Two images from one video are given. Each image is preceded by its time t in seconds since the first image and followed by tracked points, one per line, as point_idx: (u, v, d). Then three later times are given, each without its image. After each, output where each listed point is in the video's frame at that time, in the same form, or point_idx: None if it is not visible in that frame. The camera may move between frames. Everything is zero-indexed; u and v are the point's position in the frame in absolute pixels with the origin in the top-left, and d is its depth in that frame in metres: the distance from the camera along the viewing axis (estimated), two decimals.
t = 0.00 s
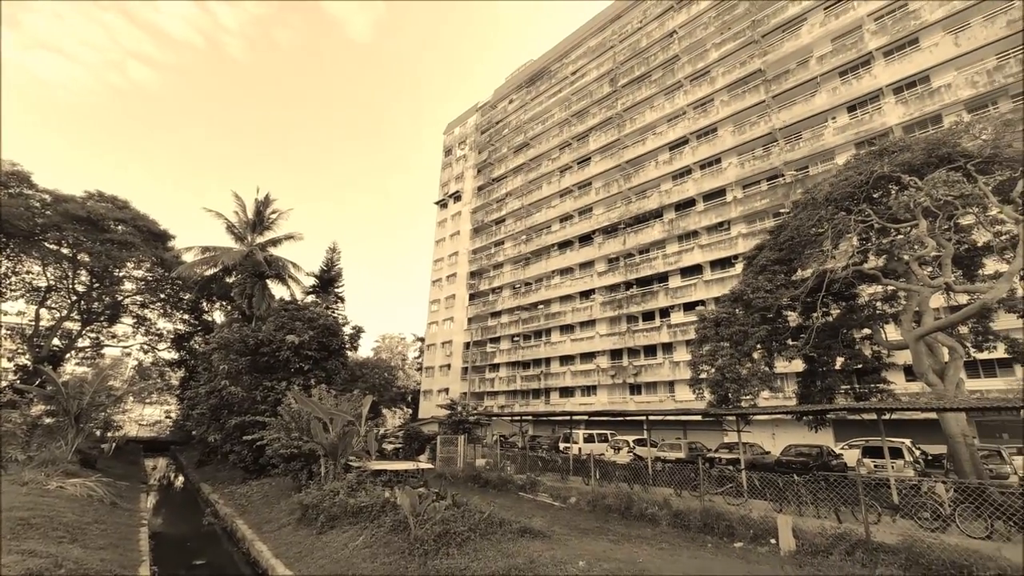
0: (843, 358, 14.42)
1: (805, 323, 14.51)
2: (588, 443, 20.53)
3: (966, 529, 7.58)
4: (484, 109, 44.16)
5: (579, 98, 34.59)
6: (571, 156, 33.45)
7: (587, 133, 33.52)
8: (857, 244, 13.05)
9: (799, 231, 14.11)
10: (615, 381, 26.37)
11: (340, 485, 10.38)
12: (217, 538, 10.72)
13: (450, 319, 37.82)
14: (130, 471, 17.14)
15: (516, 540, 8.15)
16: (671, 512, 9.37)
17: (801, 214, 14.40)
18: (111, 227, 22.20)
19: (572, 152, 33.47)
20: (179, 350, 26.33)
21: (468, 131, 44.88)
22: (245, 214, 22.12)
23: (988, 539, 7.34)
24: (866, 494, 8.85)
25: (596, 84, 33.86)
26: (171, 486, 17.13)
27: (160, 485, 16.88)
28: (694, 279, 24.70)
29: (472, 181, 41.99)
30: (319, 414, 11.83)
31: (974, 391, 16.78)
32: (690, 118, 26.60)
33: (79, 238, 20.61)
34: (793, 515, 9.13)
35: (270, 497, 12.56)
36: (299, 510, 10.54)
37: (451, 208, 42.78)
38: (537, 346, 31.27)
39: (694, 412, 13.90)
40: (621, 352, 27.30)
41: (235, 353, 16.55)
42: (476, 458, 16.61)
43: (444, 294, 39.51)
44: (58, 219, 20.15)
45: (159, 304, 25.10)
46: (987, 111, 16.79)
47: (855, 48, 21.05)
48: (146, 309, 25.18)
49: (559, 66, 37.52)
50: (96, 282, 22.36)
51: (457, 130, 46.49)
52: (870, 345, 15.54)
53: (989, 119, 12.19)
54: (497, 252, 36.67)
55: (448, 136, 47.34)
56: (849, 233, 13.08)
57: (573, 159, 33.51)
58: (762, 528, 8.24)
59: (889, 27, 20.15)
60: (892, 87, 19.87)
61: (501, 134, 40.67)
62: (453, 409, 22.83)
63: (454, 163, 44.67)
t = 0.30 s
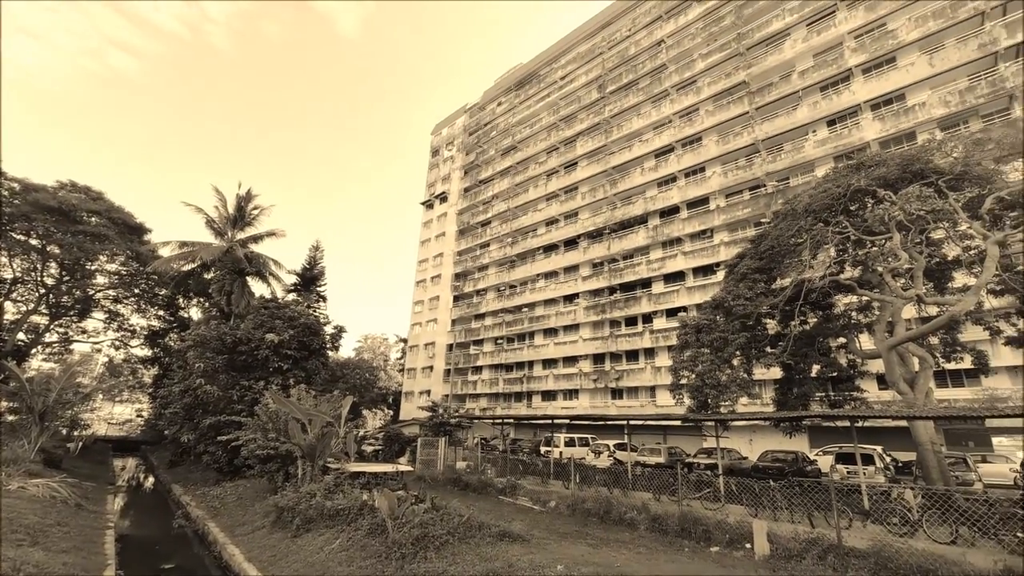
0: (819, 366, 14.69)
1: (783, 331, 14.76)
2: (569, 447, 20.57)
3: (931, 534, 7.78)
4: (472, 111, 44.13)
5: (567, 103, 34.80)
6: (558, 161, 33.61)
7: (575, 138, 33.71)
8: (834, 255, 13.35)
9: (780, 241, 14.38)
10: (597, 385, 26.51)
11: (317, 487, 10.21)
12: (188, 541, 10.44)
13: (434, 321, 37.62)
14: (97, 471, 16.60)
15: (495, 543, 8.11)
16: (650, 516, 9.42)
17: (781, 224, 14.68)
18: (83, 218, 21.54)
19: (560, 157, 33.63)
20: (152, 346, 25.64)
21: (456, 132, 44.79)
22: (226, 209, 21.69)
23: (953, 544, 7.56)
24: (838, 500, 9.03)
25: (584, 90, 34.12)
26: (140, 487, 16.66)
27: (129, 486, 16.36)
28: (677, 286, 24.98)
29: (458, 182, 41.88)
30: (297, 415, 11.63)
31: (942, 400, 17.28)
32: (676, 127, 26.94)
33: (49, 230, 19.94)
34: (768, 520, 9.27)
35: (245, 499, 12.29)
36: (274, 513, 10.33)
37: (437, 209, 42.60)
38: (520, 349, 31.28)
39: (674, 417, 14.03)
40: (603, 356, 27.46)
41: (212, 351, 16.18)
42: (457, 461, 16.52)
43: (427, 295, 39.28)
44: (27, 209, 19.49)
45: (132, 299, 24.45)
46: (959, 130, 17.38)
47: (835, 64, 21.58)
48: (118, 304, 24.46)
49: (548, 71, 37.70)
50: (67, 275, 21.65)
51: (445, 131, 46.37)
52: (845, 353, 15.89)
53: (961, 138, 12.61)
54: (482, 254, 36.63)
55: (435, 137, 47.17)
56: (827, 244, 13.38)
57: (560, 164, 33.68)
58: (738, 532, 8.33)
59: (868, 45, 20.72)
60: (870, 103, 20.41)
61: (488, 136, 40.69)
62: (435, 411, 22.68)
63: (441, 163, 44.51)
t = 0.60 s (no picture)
0: (793, 369, 15.02)
1: (760, 335, 15.05)
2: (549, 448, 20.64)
3: (896, 533, 8.04)
4: (457, 110, 43.99)
5: (552, 106, 34.95)
6: (543, 162, 33.72)
7: (560, 140, 33.88)
8: (809, 262, 13.68)
9: (757, 247, 14.68)
10: (578, 387, 26.66)
11: (292, 489, 10.04)
12: (155, 544, 10.14)
13: (415, 320, 37.35)
14: (60, 472, 16.00)
15: (473, 545, 8.08)
16: (627, 517, 9.50)
17: (759, 230, 14.99)
18: (49, 209, 20.78)
19: (544, 158, 33.74)
20: (121, 343, 24.85)
21: (440, 131, 44.59)
22: (202, 203, 21.18)
23: (918, 544, 7.80)
24: (810, 500, 9.22)
25: (569, 93, 34.33)
26: (105, 488, 16.11)
27: (93, 488, 15.80)
28: (657, 289, 25.28)
29: (442, 181, 41.70)
30: (273, 414, 11.42)
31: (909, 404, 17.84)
32: (659, 132, 27.30)
33: (12, 220, 19.17)
34: (742, 520, 9.44)
35: (216, 500, 12.00)
36: (247, 515, 10.12)
37: (420, 208, 42.32)
38: (502, 350, 31.28)
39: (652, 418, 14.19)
40: (584, 358, 27.63)
41: (184, 348, 15.78)
42: (436, 462, 16.41)
43: (409, 294, 38.98)
44: None
45: (100, 294, 23.62)
46: (928, 144, 18.03)
47: (813, 76, 22.14)
48: (86, 298, 23.62)
49: (534, 73, 37.82)
50: (30, 268, 20.82)
51: (430, 130, 46.11)
52: (818, 358, 16.28)
53: (930, 151, 13.06)
54: (465, 254, 36.53)
55: (420, 135, 46.86)
56: (803, 251, 13.70)
57: (544, 166, 33.81)
58: (713, 533, 8.44)
59: (844, 58, 21.30)
60: (846, 115, 20.98)
61: (473, 137, 40.62)
62: (415, 412, 22.51)
63: (425, 162, 44.25)
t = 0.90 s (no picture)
0: (773, 374, 15.26)
1: (741, 340, 15.27)
2: (534, 452, 20.62)
3: (872, 534, 8.22)
4: (445, 113, 43.95)
5: (539, 110, 35.13)
6: (529, 166, 33.83)
7: (547, 145, 34.05)
8: (789, 268, 13.95)
9: (739, 253, 14.93)
10: (562, 391, 26.72)
11: (272, 494, 9.86)
12: (126, 552, 9.85)
13: (400, 323, 37.09)
14: (26, 478, 15.45)
15: (455, 549, 8.02)
16: (610, 520, 9.54)
17: (741, 237, 15.25)
18: (19, 206, 20.19)
19: (531, 163, 33.85)
20: (94, 344, 24.16)
21: (427, 134, 44.48)
22: (181, 201, 20.78)
23: (892, 545, 7.99)
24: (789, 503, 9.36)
25: (557, 98, 34.55)
26: (75, 494, 15.60)
27: (62, 494, 15.29)
28: (642, 294, 25.50)
29: (428, 184, 41.55)
30: (252, 418, 11.22)
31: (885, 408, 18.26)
32: (645, 139, 27.62)
33: None
34: (723, 523, 9.54)
35: (192, 506, 11.73)
36: (224, 521, 9.90)
37: (406, 210, 42.10)
38: (487, 353, 31.22)
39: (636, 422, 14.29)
40: (569, 362, 27.71)
41: (161, 350, 15.42)
42: (419, 466, 16.27)
43: (394, 297, 38.69)
44: None
45: (73, 294, 22.95)
46: (903, 155, 18.57)
47: (793, 87, 22.66)
48: (57, 298, 22.93)
49: (522, 78, 38.00)
50: None
51: (416, 132, 45.97)
52: (797, 363, 16.58)
53: (904, 162, 13.44)
54: (451, 257, 36.41)
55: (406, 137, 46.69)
56: (783, 258, 13.98)
57: (531, 170, 33.92)
58: (694, 536, 8.51)
59: (824, 71, 21.84)
60: (825, 126, 21.49)
61: (460, 139, 40.62)
62: (398, 415, 22.32)
63: (411, 164, 44.06)
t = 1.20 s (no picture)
0: (752, 376, 15.53)
1: (721, 342, 15.49)
2: (516, 454, 20.60)
3: (845, 533, 8.49)
4: (429, 114, 43.76)
5: (524, 113, 35.23)
6: (514, 169, 33.87)
7: (531, 147, 34.15)
8: (767, 272, 14.23)
9: (719, 257, 15.17)
10: (545, 393, 26.77)
11: (248, 499, 9.66)
12: (94, 561, 9.53)
13: (382, 325, 36.75)
14: None
15: (436, 553, 7.95)
16: (591, 522, 9.57)
17: (721, 241, 15.50)
18: None
19: (515, 165, 33.89)
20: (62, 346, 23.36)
21: (411, 134, 44.22)
22: (157, 199, 20.27)
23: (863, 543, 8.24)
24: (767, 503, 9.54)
25: (541, 101, 34.69)
26: (40, 501, 15.04)
27: (26, 501, 14.73)
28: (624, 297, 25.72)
29: (412, 185, 41.30)
30: (229, 421, 10.98)
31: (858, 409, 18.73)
32: (628, 143, 27.89)
33: None
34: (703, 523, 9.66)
35: (164, 512, 11.42)
36: (198, 527, 9.66)
37: (389, 211, 41.77)
38: (470, 355, 31.13)
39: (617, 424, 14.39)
40: (552, 364, 27.77)
41: (134, 352, 15.00)
42: (401, 469, 16.11)
43: (376, 298, 38.32)
44: None
45: (40, 294, 22.17)
46: (877, 164, 19.12)
47: (772, 95, 23.15)
48: (23, 298, 22.12)
49: (507, 80, 38.06)
50: None
51: (400, 132, 45.68)
52: (775, 365, 16.90)
53: (877, 171, 13.86)
54: (434, 258, 36.23)
55: (390, 137, 46.35)
56: (762, 262, 14.26)
57: (515, 172, 33.96)
58: (674, 536, 8.59)
59: (801, 80, 22.36)
60: (802, 134, 22.00)
61: (445, 140, 40.48)
62: (379, 417, 22.09)
63: (395, 165, 43.75)
